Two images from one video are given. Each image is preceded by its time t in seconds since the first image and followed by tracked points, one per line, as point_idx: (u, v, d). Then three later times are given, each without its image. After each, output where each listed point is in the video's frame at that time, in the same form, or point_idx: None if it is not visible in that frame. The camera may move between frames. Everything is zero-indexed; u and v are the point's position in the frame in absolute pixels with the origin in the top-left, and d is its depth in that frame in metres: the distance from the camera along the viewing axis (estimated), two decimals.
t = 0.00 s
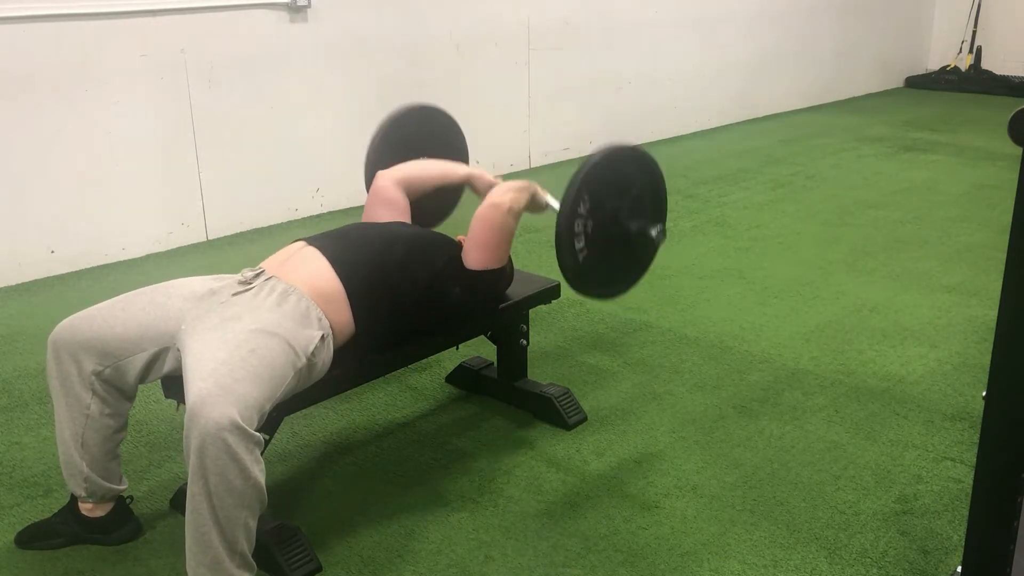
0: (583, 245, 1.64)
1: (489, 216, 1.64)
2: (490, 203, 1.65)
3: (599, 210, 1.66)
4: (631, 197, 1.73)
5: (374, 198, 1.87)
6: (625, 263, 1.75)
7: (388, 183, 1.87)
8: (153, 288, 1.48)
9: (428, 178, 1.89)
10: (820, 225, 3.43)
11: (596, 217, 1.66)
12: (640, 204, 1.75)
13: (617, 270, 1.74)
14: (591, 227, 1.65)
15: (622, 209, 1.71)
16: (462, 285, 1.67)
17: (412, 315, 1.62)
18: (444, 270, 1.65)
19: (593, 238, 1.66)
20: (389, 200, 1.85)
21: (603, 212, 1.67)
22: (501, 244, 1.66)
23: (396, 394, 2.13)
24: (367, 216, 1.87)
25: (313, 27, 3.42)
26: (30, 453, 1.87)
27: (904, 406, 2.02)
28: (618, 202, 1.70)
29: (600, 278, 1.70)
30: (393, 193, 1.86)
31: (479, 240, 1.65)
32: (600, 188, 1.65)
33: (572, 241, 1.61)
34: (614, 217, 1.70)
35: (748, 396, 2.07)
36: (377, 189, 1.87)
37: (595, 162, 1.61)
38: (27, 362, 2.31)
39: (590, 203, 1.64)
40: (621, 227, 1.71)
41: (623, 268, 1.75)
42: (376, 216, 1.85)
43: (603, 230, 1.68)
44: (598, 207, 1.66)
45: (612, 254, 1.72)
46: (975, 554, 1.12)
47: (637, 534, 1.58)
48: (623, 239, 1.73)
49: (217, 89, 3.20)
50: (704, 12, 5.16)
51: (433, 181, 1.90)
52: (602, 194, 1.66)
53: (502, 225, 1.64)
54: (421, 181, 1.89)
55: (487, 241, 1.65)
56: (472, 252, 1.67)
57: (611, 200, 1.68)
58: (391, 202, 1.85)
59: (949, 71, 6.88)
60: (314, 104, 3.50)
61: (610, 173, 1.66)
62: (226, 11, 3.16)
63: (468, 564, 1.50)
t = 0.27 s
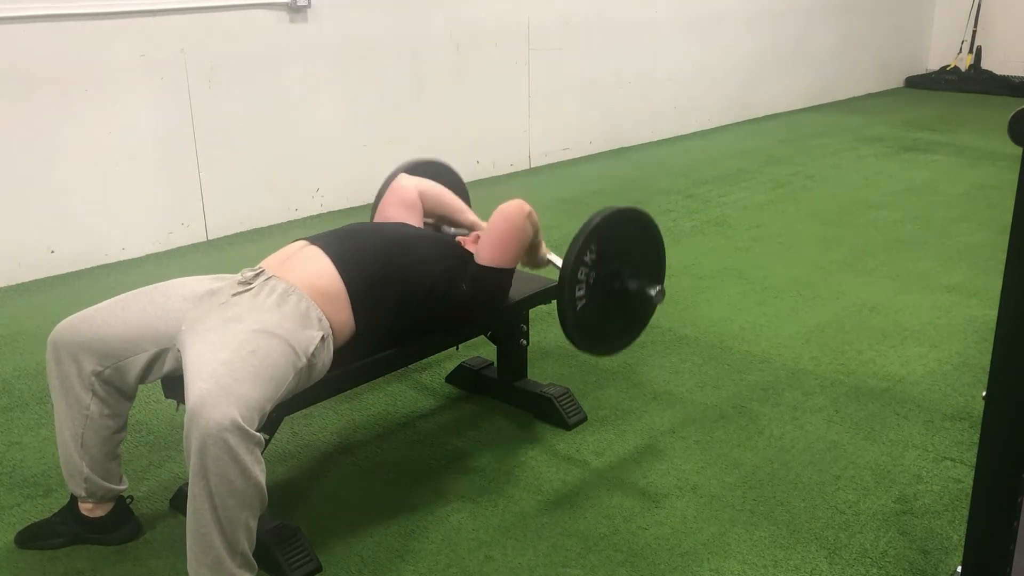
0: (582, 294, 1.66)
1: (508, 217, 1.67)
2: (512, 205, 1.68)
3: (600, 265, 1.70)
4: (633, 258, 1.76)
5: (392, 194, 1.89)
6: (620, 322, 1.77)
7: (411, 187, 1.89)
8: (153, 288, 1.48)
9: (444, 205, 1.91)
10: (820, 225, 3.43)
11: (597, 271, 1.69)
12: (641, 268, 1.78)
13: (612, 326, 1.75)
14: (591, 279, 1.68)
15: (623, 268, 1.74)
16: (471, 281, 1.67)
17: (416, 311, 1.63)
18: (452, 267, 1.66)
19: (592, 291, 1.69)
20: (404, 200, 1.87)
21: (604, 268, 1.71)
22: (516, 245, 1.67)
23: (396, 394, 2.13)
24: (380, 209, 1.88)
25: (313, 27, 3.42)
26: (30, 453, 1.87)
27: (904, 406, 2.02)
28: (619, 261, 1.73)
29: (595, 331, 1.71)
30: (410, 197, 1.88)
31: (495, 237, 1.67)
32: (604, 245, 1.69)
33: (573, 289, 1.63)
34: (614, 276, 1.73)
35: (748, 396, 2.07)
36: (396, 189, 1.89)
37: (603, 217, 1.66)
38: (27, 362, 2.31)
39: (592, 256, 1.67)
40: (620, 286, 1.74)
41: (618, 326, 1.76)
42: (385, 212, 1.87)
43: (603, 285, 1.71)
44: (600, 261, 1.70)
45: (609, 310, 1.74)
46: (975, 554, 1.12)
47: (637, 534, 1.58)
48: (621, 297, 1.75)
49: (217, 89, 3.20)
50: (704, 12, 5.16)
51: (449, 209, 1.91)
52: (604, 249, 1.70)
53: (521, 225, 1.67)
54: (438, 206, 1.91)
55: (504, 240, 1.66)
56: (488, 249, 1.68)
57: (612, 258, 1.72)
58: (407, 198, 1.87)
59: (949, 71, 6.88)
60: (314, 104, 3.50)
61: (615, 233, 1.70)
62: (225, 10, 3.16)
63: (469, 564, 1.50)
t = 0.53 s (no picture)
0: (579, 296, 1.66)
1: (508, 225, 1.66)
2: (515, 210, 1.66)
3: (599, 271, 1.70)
4: (632, 272, 1.77)
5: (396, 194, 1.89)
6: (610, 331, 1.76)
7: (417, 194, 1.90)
8: (153, 287, 1.48)
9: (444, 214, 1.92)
10: (820, 225, 3.43)
11: (594, 277, 1.69)
12: (638, 282, 1.79)
13: (601, 333, 1.74)
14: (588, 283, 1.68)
15: (621, 279, 1.74)
16: (471, 283, 1.65)
17: (415, 311, 1.63)
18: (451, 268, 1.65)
19: (588, 295, 1.68)
20: (408, 200, 1.87)
21: (602, 275, 1.71)
22: (518, 249, 1.65)
23: (396, 394, 2.13)
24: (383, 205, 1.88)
25: (313, 27, 3.42)
26: (30, 453, 1.87)
27: (904, 406, 2.02)
28: (617, 272, 1.74)
29: (585, 334, 1.70)
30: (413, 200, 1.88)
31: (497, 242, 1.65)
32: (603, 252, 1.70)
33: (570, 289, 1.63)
34: (611, 285, 1.73)
35: (748, 396, 2.07)
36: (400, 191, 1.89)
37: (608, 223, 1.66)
38: (27, 363, 2.31)
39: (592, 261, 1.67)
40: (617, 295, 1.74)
41: (607, 333, 1.76)
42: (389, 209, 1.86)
43: (599, 292, 1.70)
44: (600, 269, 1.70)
45: (602, 317, 1.74)
46: (975, 554, 1.12)
47: (637, 534, 1.58)
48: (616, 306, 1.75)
49: (217, 89, 3.20)
50: (704, 12, 5.16)
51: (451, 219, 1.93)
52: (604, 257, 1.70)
53: (524, 229, 1.65)
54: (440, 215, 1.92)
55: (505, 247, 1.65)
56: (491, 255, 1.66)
57: (611, 268, 1.72)
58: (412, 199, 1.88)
59: (949, 71, 6.88)
60: (314, 104, 3.50)
61: (615, 242, 1.71)
62: (225, 10, 3.16)
63: (469, 564, 1.50)
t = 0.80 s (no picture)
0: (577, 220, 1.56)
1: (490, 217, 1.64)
2: (497, 194, 1.63)
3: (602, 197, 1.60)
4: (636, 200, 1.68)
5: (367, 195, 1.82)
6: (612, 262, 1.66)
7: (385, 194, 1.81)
8: (155, 287, 1.48)
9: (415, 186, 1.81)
10: (820, 225, 3.43)
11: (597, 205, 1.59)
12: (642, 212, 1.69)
13: (602, 264, 1.65)
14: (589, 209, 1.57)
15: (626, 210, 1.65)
16: (461, 285, 1.68)
17: (416, 312, 1.63)
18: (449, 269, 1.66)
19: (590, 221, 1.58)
20: (379, 198, 1.79)
21: (606, 203, 1.60)
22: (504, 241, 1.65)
23: (396, 394, 2.13)
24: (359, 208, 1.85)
25: (313, 27, 3.42)
26: (30, 453, 1.87)
27: (904, 406, 2.02)
28: (622, 202, 1.63)
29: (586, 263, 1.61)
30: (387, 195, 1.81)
31: (482, 238, 1.64)
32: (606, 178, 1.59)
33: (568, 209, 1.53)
34: (614, 215, 1.62)
35: (748, 396, 2.07)
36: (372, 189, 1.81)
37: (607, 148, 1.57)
38: (27, 363, 2.31)
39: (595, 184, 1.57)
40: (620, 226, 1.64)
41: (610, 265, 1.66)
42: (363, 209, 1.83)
43: (601, 219, 1.60)
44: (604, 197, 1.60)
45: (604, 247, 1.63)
46: (975, 554, 1.12)
47: (637, 534, 1.58)
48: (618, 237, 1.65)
49: (217, 89, 3.20)
50: (704, 12, 5.16)
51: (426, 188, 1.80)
52: (608, 184, 1.60)
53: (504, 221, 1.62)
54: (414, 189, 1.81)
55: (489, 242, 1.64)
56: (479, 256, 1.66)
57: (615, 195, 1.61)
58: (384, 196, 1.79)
59: (949, 71, 6.88)
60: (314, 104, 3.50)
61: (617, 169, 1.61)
62: (225, 11, 3.16)
63: (469, 563, 1.50)
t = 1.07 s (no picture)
0: (551, 149, 1.64)
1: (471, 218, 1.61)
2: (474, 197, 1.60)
3: (576, 128, 1.70)
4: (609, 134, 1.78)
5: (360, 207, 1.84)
6: (588, 194, 1.76)
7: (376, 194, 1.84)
8: (152, 288, 1.48)
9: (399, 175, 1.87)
10: (820, 225, 3.43)
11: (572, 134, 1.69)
12: (614, 145, 1.80)
13: (579, 196, 1.74)
14: (563, 139, 1.67)
15: (598, 140, 1.75)
16: (456, 291, 1.65)
17: (410, 314, 1.62)
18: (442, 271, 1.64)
19: (564, 151, 1.67)
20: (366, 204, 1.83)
21: (579, 133, 1.71)
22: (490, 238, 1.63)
23: (396, 394, 2.13)
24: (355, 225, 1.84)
25: (313, 27, 3.42)
26: (30, 453, 1.87)
27: (904, 406, 2.02)
28: (593, 131, 1.74)
29: (563, 194, 1.69)
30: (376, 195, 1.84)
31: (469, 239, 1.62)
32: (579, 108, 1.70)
33: (542, 136, 1.62)
34: (588, 145, 1.73)
35: (748, 396, 2.07)
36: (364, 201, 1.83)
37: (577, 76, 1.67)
38: (27, 363, 2.31)
39: (567, 115, 1.67)
40: (593, 156, 1.74)
41: (587, 198, 1.76)
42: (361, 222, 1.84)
43: (577, 147, 1.70)
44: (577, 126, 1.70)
45: (579, 178, 1.73)
46: (974, 554, 1.12)
47: (637, 534, 1.58)
48: (593, 168, 1.75)
49: (216, 89, 3.20)
50: (704, 12, 5.16)
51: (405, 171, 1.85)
52: (579, 114, 1.70)
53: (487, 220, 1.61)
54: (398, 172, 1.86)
55: (474, 241, 1.62)
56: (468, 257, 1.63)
57: (587, 125, 1.72)
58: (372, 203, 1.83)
59: (949, 71, 6.88)
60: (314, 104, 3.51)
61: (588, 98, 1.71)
62: (225, 10, 3.16)
63: (468, 564, 1.50)
